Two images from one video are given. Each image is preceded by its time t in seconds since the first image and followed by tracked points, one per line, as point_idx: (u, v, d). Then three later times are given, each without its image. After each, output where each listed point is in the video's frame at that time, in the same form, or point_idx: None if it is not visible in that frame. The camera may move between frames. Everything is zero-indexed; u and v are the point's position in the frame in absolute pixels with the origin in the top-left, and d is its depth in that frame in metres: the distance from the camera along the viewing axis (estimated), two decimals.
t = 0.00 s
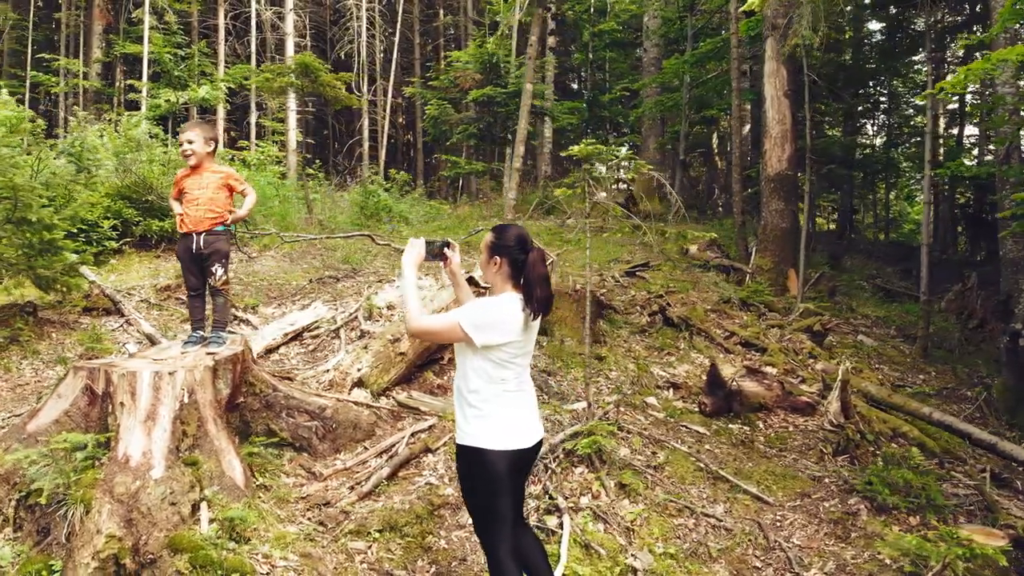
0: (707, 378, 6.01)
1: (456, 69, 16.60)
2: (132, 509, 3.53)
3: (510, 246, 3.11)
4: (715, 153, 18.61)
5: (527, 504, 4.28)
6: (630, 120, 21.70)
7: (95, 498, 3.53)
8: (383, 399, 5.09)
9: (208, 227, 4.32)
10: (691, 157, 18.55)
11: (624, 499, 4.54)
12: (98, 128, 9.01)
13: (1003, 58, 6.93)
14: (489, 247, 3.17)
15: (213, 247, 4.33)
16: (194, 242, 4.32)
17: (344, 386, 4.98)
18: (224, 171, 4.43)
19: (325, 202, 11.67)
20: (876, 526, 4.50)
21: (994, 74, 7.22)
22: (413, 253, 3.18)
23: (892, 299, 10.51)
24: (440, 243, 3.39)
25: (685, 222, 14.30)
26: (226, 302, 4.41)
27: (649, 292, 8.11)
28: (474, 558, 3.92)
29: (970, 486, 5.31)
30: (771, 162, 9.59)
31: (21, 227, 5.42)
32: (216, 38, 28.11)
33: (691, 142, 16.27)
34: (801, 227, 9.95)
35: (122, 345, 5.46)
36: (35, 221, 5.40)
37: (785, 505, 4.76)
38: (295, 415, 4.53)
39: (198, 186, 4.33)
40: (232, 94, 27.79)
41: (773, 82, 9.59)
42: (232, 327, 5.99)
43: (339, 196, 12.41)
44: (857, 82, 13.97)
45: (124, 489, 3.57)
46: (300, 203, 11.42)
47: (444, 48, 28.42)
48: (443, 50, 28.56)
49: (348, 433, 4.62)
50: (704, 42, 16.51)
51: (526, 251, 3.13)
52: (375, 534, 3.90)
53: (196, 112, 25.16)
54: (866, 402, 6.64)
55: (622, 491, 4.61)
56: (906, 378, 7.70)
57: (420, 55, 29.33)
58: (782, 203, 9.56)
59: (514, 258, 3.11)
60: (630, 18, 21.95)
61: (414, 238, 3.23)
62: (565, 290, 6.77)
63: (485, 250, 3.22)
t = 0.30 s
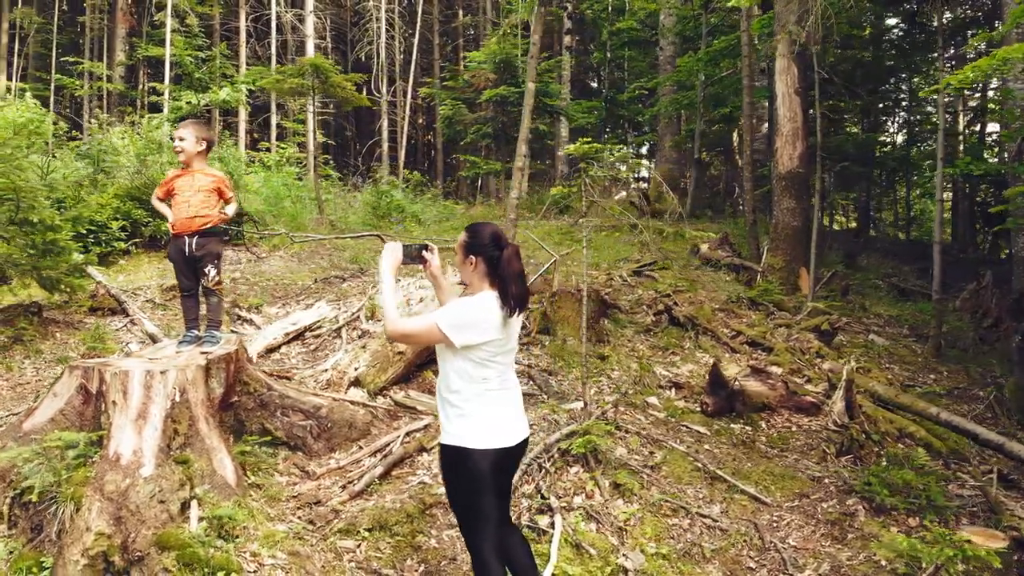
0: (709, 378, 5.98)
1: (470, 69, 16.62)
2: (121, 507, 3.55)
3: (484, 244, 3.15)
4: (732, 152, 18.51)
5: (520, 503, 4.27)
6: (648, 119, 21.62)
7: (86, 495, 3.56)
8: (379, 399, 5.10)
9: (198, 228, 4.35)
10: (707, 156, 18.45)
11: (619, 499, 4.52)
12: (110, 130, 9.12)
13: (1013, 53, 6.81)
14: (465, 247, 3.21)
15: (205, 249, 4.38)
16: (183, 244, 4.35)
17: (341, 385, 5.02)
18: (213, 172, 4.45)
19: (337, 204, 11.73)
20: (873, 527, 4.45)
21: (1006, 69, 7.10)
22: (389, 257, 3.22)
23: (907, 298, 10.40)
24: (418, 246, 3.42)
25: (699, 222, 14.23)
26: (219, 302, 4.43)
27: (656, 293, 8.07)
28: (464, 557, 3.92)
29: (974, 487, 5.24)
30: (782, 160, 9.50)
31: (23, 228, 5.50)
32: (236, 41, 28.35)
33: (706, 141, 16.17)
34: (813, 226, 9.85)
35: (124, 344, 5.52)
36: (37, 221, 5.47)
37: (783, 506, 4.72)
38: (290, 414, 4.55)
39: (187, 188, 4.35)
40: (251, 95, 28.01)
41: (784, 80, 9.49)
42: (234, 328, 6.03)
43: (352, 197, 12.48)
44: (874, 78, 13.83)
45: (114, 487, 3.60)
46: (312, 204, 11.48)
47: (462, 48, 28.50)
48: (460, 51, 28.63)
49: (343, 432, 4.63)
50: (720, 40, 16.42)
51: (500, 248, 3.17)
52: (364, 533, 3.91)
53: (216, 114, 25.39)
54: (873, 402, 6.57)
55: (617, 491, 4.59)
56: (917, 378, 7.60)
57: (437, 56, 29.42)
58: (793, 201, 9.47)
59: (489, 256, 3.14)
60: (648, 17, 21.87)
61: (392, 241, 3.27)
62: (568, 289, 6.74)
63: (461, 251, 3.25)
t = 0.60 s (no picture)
0: (712, 379, 5.92)
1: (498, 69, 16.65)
2: (100, 506, 3.61)
3: (443, 246, 3.14)
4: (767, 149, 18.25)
5: (503, 505, 4.26)
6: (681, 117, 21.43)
7: (66, 494, 3.62)
8: (373, 399, 5.13)
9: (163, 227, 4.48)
10: (741, 154, 18.24)
11: (607, 501, 4.48)
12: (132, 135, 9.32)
13: None
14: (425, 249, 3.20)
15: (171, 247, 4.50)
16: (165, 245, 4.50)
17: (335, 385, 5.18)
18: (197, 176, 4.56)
19: (360, 205, 11.83)
20: (865, 532, 4.35)
21: None
22: (352, 260, 3.23)
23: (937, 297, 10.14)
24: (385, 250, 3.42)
25: (727, 220, 14.09)
26: (205, 307, 4.53)
27: (669, 293, 8.00)
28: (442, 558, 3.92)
29: (981, 492, 5.08)
30: (803, 158, 9.33)
31: (28, 231, 5.67)
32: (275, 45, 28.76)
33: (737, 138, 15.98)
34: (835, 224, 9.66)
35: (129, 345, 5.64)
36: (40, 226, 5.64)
37: (776, 509, 4.64)
38: (279, 414, 4.60)
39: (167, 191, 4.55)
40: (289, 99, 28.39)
41: (805, 75, 9.30)
42: (239, 329, 6.12)
43: (377, 198, 12.58)
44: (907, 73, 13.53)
45: (94, 486, 3.65)
46: (335, 206, 11.60)
47: (496, 48, 28.54)
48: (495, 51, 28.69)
49: (332, 433, 4.67)
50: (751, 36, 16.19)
51: (459, 249, 3.16)
52: (342, 534, 3.93)
53: (254, 119, 25.81)
54: (886, 404, 6.42)
55: (605, 493, 4.55)
56: (937, 378, 7.42)
57: (473, 57, 29.50)
58: (815, 199, 9.29)
59: (447, 257, 3.13)
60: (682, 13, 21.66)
61: (355, 244, 3.29)
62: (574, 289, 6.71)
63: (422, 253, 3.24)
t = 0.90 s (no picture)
0: (721, 380, 5.86)
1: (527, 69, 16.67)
2: (92, 504, 3.67)
3: (418, 247, 3.11)
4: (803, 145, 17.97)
5: (495, 506, 4.26)
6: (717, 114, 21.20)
7: (60, 493, 3.69)
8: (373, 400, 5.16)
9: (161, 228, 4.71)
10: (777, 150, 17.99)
11: (602, 503, 4.45)
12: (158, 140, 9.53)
13: None
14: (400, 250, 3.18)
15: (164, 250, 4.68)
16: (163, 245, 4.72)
17: (337, 385, 5.26)
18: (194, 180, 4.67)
19: (386, 205, 11.92)
20: (864, 536, 4.26)
21: None
22: (331, 261, 3.23)
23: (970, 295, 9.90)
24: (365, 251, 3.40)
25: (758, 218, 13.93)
26: (195, 306, 4.63)
27: (687, 294, 7.94)
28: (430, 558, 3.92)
29: (994, 496, 4.95)
30: (828, 155, 9.16)
31: (40, 236, 5.77)
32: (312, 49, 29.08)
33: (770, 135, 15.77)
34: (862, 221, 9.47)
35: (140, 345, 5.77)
36: (51, 229, 5.73)
37: (776, 513, 4.57)
38: (276, 415, 4.65)
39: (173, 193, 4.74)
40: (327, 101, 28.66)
41: (829, 71, 9.14)
42: (251, 330, 6.22)
43: (404, 198, 12.67)
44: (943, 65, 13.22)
45: (86, 485, 3.72)
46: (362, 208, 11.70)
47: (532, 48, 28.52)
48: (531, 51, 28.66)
49: (330, 433, 4.71)
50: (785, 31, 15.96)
51: (434, 251, 3.14)
52: (331, 533, 3.95)
53: (291, 122, 26.11)
54: (903, 405, 6.29)
55: (601, 495, 4.51)
56: (962, 378, 7.24)
57: (508, 57, 29.53)
58: (841, 197, 9.12)
59: (421, 259, 3.10)
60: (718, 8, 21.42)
61: (335, 246, 3.28)
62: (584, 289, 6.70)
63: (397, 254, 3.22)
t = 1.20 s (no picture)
0: (729, 380, 5.82)
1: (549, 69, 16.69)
2: (92, 502, 3.72)
3: (404, 248, 3.13)
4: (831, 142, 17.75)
5: (493, 506, 4.26)
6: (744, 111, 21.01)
7: (61, 491, 3.75)
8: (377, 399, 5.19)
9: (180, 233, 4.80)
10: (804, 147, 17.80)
11: (601, 503, 4.43)
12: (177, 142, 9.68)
13: None
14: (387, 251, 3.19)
15: (184, 253, 4.79)
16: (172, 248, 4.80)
17: (342, 384, 5.29)
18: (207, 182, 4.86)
19: (406, 204, 11.97)
20: (866, 539, 4.20)
21: None
22: (321, 262, 3.26)
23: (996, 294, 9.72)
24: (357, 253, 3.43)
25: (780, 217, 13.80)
26: (202, 305, 4.80)
27: (701, 294, 7.90)
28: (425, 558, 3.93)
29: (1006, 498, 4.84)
30: (847, 152, 9.03)
31: (51, 237, 5.87)
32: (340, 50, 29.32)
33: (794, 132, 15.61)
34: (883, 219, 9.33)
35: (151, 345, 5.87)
36: (62, 231, 5.83)
37: (778, 514, 4.53)
38: (279, 414, 4.69)
39: (176, 197, 4.80)
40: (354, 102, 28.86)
41: (848, 67, 9.01)
42: (261, 330, 6.30)
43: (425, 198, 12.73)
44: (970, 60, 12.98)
45: (87, 483, 3.77)
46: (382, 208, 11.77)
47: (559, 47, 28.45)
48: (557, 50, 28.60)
49: (333, 433, 4.74)
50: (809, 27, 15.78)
51: (420, 251, 3.15)
52: (327, 533, 3.97)
53: (318, 124, 26.34)
54: (917, 405, 6.19)
55: (601, 495, 4.49)
56: (981, 378, 7.10)
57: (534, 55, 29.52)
58: (860, 195, 8.98)
59: (407, 258, 3.12)
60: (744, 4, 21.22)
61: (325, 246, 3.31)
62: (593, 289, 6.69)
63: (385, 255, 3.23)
